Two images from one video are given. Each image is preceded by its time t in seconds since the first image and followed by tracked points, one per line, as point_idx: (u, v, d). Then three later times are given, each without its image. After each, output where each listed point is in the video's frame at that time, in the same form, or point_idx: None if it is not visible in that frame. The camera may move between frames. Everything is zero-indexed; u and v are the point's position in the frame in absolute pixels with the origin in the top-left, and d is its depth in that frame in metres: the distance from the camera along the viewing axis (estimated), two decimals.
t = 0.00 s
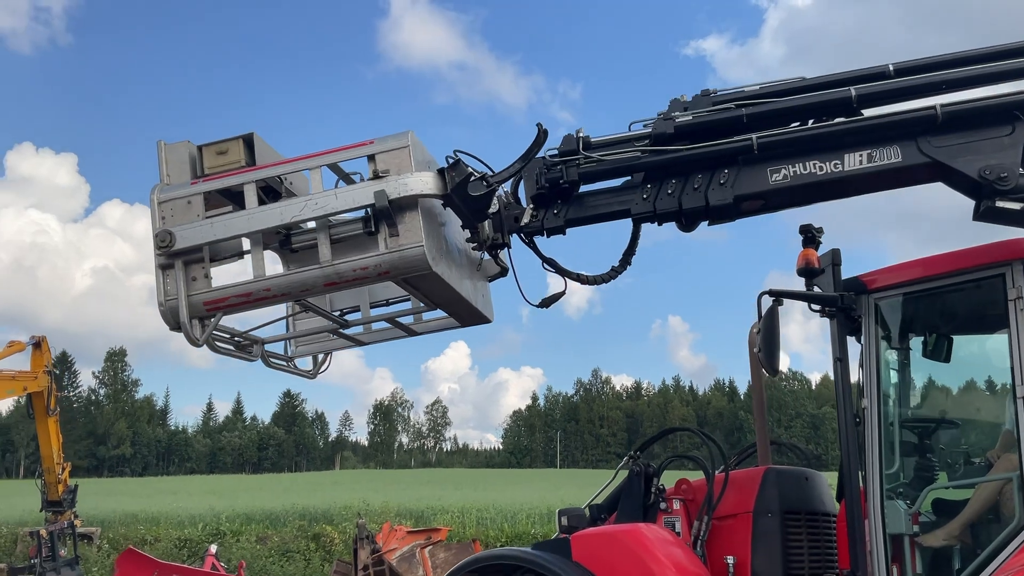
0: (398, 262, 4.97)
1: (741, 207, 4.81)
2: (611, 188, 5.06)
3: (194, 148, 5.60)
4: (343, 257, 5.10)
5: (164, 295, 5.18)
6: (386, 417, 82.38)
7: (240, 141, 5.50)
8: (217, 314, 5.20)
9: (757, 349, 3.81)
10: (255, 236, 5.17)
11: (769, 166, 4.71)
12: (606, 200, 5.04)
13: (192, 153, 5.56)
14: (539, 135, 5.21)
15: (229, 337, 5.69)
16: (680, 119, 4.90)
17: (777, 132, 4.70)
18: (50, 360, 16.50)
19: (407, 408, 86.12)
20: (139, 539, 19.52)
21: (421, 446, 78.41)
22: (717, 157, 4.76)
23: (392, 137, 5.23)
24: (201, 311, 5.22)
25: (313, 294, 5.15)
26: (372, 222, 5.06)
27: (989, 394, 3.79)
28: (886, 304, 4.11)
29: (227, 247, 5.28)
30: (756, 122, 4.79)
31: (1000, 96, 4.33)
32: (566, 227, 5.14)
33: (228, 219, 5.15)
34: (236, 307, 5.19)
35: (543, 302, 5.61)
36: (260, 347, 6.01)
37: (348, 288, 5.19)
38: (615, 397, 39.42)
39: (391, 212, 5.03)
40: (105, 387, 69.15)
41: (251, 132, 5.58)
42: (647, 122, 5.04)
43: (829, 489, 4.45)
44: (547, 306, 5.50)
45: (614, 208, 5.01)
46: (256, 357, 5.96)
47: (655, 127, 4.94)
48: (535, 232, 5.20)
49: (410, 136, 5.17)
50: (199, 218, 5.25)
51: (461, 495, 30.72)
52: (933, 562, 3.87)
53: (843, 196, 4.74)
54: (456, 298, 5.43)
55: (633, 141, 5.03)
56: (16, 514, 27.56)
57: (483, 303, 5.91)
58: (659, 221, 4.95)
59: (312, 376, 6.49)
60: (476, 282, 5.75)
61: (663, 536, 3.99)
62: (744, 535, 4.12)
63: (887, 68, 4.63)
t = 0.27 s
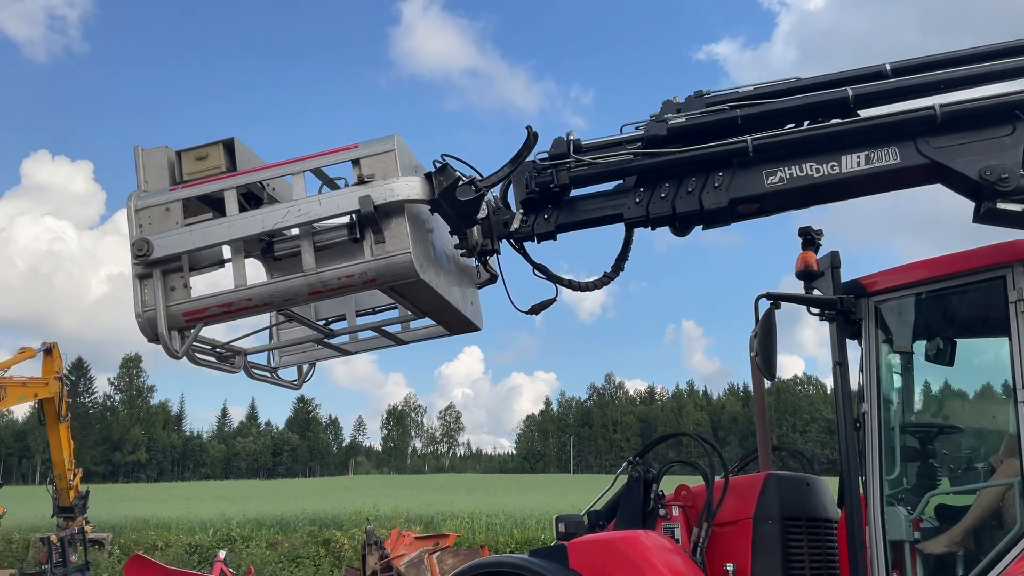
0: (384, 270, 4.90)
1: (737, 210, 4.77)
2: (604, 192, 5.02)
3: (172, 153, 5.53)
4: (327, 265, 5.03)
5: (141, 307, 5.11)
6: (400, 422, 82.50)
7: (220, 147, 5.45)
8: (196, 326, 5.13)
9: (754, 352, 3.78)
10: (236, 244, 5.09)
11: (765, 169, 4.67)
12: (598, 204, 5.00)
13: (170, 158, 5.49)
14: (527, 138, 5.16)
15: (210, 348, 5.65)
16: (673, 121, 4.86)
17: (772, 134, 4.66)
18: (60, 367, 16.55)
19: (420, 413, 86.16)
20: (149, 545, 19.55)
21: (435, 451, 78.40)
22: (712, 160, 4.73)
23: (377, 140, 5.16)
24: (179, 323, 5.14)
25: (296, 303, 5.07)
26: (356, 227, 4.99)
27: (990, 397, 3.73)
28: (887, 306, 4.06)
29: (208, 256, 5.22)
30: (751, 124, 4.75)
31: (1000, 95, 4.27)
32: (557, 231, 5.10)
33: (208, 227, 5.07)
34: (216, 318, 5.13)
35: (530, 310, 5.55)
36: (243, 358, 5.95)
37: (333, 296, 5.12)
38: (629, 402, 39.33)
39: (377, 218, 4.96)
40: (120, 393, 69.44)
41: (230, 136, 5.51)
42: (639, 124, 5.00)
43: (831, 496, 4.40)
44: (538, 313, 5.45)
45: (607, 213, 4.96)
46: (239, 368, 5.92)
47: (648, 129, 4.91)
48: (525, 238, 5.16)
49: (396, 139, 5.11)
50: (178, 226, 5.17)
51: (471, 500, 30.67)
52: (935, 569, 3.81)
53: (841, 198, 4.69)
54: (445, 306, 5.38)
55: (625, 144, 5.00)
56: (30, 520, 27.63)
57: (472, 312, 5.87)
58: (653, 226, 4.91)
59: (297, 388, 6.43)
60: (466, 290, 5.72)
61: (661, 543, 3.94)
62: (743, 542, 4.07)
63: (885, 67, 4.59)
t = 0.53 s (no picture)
0: (370, 277, 4.85)
1: (733, 214, 4.72)
2: (597, 196, 4.98)
3: (151, 158, 5.46)
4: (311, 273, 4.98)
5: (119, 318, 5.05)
6: (413, 427, 82.49)
7: (200, 152, 5.39)
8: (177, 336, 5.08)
9: (753, 357, 3.72)
10: (217, 251, 5.03)
11: (761, 171, 4.62)
12: (590, 209, 4.97)
13: (148, 164, 5.43)
14: (519, 141, 5.13)
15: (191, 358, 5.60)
16: (667, 123, 4.82)
17: (768, 135, 4.61)
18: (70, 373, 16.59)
19: (433, 418, 86.14)
20: (160, 551, 19.57)
21: (448, 456, 78.32)
22: (707, 163, 4.68)
23: (362, 144, 5.10)
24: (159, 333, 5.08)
25: (280, 311, 5.02)
26: (340, 234, 4.92)
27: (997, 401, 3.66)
28: (890, 310, 4.00)
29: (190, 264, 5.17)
30: (746, 125, 4.70)
31: (1001, 93, 4.21)
32: (548, 236, 5.06)
33: (188, 234, 5.01)
34: (197, 328, 5.08)
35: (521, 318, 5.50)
36: (226, 369, 5.91)
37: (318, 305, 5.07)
38: (642, 407, 39.22)
39: (362, 223, 4.91)
40: (134, 399, 69.72)
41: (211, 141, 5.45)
42: (632, 127, 4.96)
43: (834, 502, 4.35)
44: (530, 320, 5.41)
45: (601, 217, 4.92)
46: (222, 379, 5.88)
47: (642, 131, 4.86)
48: (516, 244, 5.13)
49: (382, 142, 5.04)
50: (157, 233, 5.11)
51: (481, 505, 30.61)
52: None
53: (840, 201, 4.64)
54: (433, 313, 5.33)
55: (617, 147, 4.96)
56: (45, 525, 27.77)
57: (462, 320, 5.84)
58: (647, 230, 4.86)
59: (282, 399, 6.38)
60: (455, 298, 5.69)
61: (660, 550, 3.89)
62: (744, 549, 4.01)
63: (883, 66, 4.53)
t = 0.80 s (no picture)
0: (366, 285, 4.83)
1: (738, 216, 4.69)
2: (598, 199, 4.95)
3: (139, 164, 5.46)
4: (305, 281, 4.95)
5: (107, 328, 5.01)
6: (427, 430, 82.53)
7: (190, 157, 5.40)
8: (167, 347, 5.04)
9: (757, 359, 3.69)
10: (207, 258, 5.00)
11: (765, 172, 4.59)
12: (592, 212, 4.94)
13: (136, 170, 5.42)
14: (518, 143, 5.10)
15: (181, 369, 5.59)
16: (669, 124, 4.78)
17: (771, 135, 4.58)
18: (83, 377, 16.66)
19: (447, 421, 86.15)
20: (173, 554, 19.62)
21: (462, 459, 78.31)
22: (710, 164, 4.64)
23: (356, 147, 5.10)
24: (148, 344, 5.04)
25: (273, 321, 4.99)
26: (334, 241, 4.90)
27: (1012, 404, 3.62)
28: (899, 311, 3.95)
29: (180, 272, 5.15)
30: (750, 125, 4.66)
31: (1010, 91, 4.17)
32: (548, 240, 5.04)
33: (177, 241, 4.98)
34: (186, 339, 5.05)
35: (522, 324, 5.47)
36: (218, 380, 5.91)
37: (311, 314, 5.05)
38: (657, 410, 39.10)
39: (358, 229, 4.89)
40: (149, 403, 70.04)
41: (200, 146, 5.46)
42: (633, 128, 4.93)
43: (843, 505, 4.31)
44: (531, 326, 5.40)
45: (603, 220, 4.89)
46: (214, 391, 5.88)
47: (643, 132, 4.83)
48: (515, 248, 5.10)
49: (378, 145, 5.04)
50: (145, 241, 5.09)
51: (495, 509, 30.57)
52: None
53: (846, 202, 4.60)
54: (431, 320, 5.32)
55: (618, 149, 4.93)
56: (60, 529, 27.95)
57: (461, 326, 5.84)
58: (649, 234, 4.82)
59: (275, 410, 6.37)
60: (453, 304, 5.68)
61: (666, 555, 3.85)
62: (751, 553, 3.97)
63: (889, 64, 4.49)
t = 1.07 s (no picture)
0: (373, 293, 4.81)
1: (751, 219, 4.64)
2: (607, 202, 4.93)
3: (136, 172, 5.45)
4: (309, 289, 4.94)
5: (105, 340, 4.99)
6: (442, 434, 82.54)
7: (189, 164, 5.39)
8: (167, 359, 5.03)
9: (772, 361, 3.65)
10: (208, 267, 4.97)
11: (779, 173, 4.54)
12: (601, 215, 4.91)
13: (134, 177, 5.41)
14: (526, 145, 5.07)
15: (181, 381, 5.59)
16: (679, 124, 4.75)
17: (784, 136, 4.53)
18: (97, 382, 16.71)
19: (462, 425, 86.13)
20: (188, 558, 19.66)
21: (478, 462, 78.27)
22: (722, 165, 4.60)
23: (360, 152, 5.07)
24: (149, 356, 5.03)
25: (276, 331, 4.98)
26: (339, 248, 4.88)
27: None
28: (914, 311, 3.90)
29: (180, 281, 5.13)
30: (762, 125, 4.62)
31: None
32: (556, 244, 5.02)
33: (177, 250, 4.96)
34: (187, 351, 5.04)
35: (530, 330, 5.44)
36: (219, 393, 5.91)
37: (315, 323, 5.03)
38: (673, 413, 38.95)
39: (363, 236, 4.86)
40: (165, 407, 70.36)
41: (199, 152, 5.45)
42: (642, 129, 4.90)
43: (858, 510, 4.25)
44: (540, 332, 5.37)
45: (613, 224, 4.86)
46: (215, 403, 5.87)
47: (653, 133, 4.79)
48: (523, 253, 5.08)
49: (382, 149, 5.01)
50: (144, 250, 5.06)
51: (510, 512, 30.51)
52: None
53: (861, 203, 4.55)
54: (439, 328, 5.29)
55: (627, 151, 4.90)
56: (77, 533, 28.12)
57: (467, 334, 5.81)
58: (660, 237, 4.78)
59: (278, 421, 6.36)
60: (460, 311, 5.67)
61: (679, 560, 3.80)
62: (765, 557, 3.92)
63: (903, 62, 4.44)
